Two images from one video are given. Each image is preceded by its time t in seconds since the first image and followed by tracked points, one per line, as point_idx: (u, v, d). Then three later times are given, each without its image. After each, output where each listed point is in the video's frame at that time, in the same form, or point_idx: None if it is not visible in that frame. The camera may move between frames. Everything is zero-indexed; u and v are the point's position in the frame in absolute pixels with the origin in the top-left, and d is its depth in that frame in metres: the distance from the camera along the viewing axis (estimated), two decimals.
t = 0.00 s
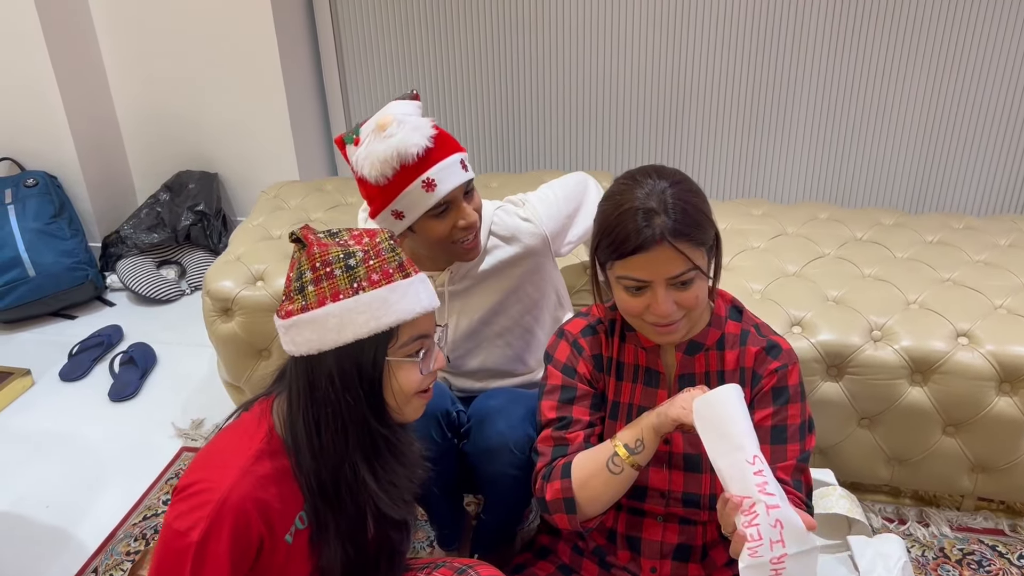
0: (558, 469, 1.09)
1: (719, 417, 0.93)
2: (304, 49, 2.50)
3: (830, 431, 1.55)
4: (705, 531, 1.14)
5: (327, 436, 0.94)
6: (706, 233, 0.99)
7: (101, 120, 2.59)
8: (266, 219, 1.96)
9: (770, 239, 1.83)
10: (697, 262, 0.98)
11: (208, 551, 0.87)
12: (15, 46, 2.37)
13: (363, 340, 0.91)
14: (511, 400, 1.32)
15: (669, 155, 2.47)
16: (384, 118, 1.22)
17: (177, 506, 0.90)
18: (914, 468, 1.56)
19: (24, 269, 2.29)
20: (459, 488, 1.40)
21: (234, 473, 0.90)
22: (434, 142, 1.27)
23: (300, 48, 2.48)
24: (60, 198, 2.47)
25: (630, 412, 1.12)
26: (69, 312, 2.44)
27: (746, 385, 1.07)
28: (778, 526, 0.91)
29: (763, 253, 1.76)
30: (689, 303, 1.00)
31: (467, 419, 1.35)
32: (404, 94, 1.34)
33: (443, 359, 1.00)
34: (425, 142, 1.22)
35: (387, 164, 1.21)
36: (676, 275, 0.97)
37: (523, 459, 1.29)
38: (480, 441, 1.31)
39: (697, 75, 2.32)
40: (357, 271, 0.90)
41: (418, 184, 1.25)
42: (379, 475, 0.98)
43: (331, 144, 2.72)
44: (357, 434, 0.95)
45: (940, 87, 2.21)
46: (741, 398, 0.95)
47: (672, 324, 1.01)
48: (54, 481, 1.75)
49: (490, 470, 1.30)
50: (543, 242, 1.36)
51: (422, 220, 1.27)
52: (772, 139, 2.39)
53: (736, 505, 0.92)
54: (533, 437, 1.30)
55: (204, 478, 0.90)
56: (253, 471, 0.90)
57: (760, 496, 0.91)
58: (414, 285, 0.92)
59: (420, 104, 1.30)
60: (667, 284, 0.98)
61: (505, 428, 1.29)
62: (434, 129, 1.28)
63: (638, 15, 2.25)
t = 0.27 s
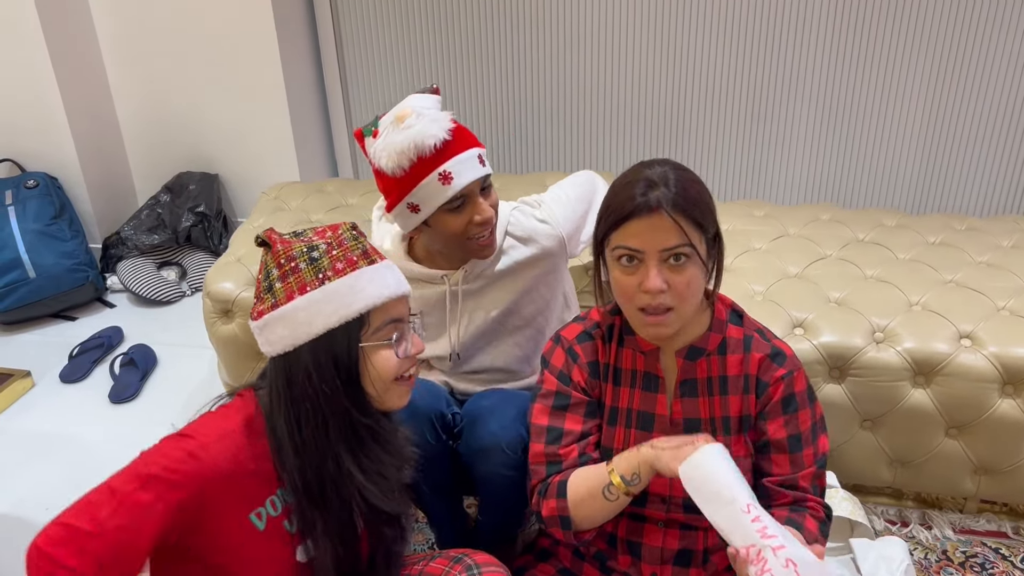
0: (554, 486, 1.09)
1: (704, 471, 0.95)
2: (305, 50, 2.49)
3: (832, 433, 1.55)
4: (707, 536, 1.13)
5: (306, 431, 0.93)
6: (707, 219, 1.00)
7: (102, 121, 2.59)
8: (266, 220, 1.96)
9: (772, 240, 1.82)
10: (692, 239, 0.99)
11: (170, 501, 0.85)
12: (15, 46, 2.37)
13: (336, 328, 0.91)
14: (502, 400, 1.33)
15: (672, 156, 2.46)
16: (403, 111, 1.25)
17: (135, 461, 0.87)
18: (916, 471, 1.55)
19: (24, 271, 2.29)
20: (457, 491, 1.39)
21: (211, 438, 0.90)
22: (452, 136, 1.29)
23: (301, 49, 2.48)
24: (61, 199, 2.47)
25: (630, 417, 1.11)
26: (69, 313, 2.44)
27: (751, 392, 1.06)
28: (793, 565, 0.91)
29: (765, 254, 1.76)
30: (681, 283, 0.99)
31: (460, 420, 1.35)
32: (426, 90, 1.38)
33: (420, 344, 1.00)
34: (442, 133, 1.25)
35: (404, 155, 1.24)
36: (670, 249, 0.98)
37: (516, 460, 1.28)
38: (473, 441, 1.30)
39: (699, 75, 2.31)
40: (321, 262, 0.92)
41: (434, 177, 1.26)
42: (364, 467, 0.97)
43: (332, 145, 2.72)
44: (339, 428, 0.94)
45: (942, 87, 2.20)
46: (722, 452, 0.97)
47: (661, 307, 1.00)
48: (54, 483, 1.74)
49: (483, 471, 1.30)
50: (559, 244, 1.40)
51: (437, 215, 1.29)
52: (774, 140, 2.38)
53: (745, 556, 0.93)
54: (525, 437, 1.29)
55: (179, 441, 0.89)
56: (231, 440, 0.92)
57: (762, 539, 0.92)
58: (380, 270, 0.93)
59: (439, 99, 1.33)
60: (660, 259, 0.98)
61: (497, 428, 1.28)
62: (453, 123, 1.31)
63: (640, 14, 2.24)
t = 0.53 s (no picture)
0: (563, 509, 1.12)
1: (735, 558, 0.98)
2: (306, 49, 2.49)
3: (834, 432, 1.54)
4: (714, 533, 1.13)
5: (298, 415, 0.94)
6: (722, 212, 1.04)
7: (103, 120, 2.59)
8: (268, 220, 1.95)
9: (774, 239, 1.82)
10: (706, 226, 1.03)
11: (187, 488, 0.85)
12: (17, 46, 2.37)
13: (329, 312, 0.92)
14: (500, 398, 1.32)
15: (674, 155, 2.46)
16: (455, 123, 1.20)
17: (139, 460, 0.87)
18: (918, 470, 1.55)
19: (26, 270, 2.29)
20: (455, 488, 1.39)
21: (201, 420, 0.91)
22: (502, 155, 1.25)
23: (302, 48, 2.47)
24: (63, 198, 2.46)
25: (637, 416, 1.12)
26: (71, 313, 2.44)
27: (770, 391, 1.08)
28: None
29: (768, 253, 1.75)
30: (691, 267, 1.03)
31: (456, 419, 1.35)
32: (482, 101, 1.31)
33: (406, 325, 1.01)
34: (492, 153, 1.21)
35: (450, 171, 1.19)
36: (682, 232, 1.02)
37: (513, 459, 1.27)
38: (469, 439, 1.29)
39: (701, 74, 2.31)
40: (309, 248, 0.91)
41: (478, 196, 1.22)
42: (350, 448, 1.00)
43: (334, 145, 2.72)
44: (329, 411, 0.96)
45: (944, 86, 2.20)
46: (750, 535, 1.00)
47: (670, 290, 1.03)
48: (56, 483, 1.74)
49: (479, 470, 1.29)
50: (589, 254, 1.38)
51: (477, 231, 1.25)
52: (776, 138, 2.38)
53: None
54: (522, 436, 1.28)
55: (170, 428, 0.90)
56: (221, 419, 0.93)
57: None
58: (365, 253, 0.95)
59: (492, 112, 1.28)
60: (673, 242, 1.02)
61: (493, 426, 1.27)
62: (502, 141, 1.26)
63: (642, 12, 2.24)
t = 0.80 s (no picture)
0: (573, 520, 1.15)
1: None
2: (307, 49, 2.49)
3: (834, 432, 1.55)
4: (716, 530, 1.16)
5: (304, 421, 0.92)
6: (736, 212, 1.06)
7: (105, 120, 2.59)
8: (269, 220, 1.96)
9: (775, 239, 1.82)
10: (718, 226, 1.04)
11: (264, 523, 0.87)
12: (18, 46, 2.37)
13: (332, 317, 0.91)
14: (498, 399, 1.31)
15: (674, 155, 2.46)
16: (436, 138, 1.17)
17: (203, 500, 0.84)
18: (919, 470, 1.55)
19: (28, 270, 2.30)
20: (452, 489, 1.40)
21: (243, 449, 0.89)
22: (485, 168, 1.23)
23: (303, 49, 2.48)
24: (64, 198, 2.47)
25: (642, 415, 1.14)
26: (72, 312, 2.44)
27: (780, 391, 1.09)
28: None
29: (769, 254, 1.76)
30: (701, 265, 1.04)
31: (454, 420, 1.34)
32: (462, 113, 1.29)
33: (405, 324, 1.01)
34: (474, 169, 1.18)
35: (432, 187, 1.17)
36: (695, 229, 1.03)
37: (509, 462, 1.27)
38: (465, 440, 1.29)
39: (701, 73, 2.31)
40: (307, 253, 0.89)
41: (461, 211, 1.20)
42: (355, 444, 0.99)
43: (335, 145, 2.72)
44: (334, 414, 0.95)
45: (944, 86, 2.20)
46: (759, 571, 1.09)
47: (679, 286, 1.05)
48: (58, 482, 1.75)
49: (476, 471, 1.30)
50: (580, 258, 1.36)
51: (462, 244, 1.23)
52: (775, 138, 2.38)
53: None
54: (518, 441, 1.27)
55: (217, 461, 0.87)
56: (254, 442, 0.91)
57: None
58: (363, 253, 0.93)
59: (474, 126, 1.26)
60: (686, 239, 1.04)
61: (488, 428, 1.27)
62: (486, 154, 1.24)
63: (642, 12, 2.24)
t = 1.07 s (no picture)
0: (574, 526, 1.16)
1: None
2: (307, 50, 2.50)
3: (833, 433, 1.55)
4: (714, 531, 1.16)
5: (353, 443, 0.88)
6: (740, 215, 1.06)
7: (104, 120, 2.59)
8: (269, 220, 1.96)
9: (774, 241, 1.83)
10: (721, 227, 1.04)
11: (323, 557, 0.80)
12: (18, 46, 2.37)
13: (378, 334, 0.88)
14: (500, 402, 1.31)
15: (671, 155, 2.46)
16: (402, 135, 1.17)
17: (262, 518, 0.78)
18: (917, 471, 1.56)
19: (28, 270, 2.30)
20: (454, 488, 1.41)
21: (311, 470, 0.83)
22: (454, 160, 1.22)
23: (303, 49, 2.48)
24: (64, 199, 2.47)
25: (642, 415, 1.15)
26: (72, 312, 2.44)
27: (780, 393, 1.09)
28: None
29: (768, 255, 1.76)
30: (704, 266, 1.04)
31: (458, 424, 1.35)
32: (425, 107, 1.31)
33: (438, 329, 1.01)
34: (443, 161, 1.18)
35: (404, 182, 1.16)
36: (698, 230, 1.04)
37: (516, 464, 1.28)
38: (472, 446, 1.30)
39: (699, 74, 2.31)
40: (349, 269, 0.86)
41: (433, 205, 1.20)
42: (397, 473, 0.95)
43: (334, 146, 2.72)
44: (382, 432, 0.91)
45: (943, 87, 2.21)
46: None
47: (680, 286, 1.05)
48: (58, 482, 1.75)
49: (483, 475, 1.31)
50: (554, 247, 1.37)
51: (437, 237, 1.23)
52: (774, 139, 2.38)
53: None
54: (524, 441, 1.28)
55: (283, 479, 0.81)
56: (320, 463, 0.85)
57: None
58: (403, 266, 0.90)
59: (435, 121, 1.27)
60: (689, 240, 1.04)
61: (495, 431, 1.28)
62: (453, 146, 1.24)
63: (640, 13, 2.24)
